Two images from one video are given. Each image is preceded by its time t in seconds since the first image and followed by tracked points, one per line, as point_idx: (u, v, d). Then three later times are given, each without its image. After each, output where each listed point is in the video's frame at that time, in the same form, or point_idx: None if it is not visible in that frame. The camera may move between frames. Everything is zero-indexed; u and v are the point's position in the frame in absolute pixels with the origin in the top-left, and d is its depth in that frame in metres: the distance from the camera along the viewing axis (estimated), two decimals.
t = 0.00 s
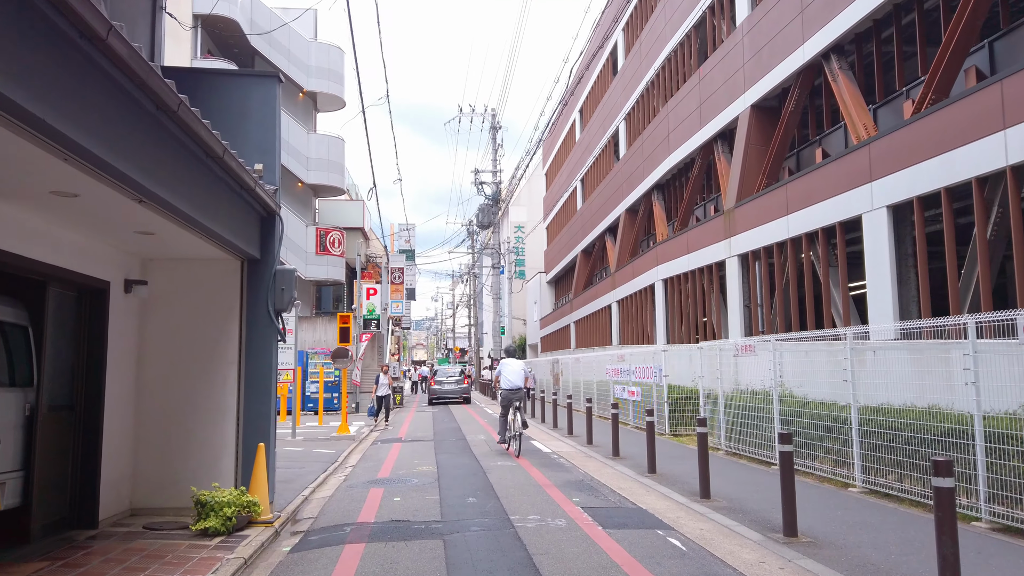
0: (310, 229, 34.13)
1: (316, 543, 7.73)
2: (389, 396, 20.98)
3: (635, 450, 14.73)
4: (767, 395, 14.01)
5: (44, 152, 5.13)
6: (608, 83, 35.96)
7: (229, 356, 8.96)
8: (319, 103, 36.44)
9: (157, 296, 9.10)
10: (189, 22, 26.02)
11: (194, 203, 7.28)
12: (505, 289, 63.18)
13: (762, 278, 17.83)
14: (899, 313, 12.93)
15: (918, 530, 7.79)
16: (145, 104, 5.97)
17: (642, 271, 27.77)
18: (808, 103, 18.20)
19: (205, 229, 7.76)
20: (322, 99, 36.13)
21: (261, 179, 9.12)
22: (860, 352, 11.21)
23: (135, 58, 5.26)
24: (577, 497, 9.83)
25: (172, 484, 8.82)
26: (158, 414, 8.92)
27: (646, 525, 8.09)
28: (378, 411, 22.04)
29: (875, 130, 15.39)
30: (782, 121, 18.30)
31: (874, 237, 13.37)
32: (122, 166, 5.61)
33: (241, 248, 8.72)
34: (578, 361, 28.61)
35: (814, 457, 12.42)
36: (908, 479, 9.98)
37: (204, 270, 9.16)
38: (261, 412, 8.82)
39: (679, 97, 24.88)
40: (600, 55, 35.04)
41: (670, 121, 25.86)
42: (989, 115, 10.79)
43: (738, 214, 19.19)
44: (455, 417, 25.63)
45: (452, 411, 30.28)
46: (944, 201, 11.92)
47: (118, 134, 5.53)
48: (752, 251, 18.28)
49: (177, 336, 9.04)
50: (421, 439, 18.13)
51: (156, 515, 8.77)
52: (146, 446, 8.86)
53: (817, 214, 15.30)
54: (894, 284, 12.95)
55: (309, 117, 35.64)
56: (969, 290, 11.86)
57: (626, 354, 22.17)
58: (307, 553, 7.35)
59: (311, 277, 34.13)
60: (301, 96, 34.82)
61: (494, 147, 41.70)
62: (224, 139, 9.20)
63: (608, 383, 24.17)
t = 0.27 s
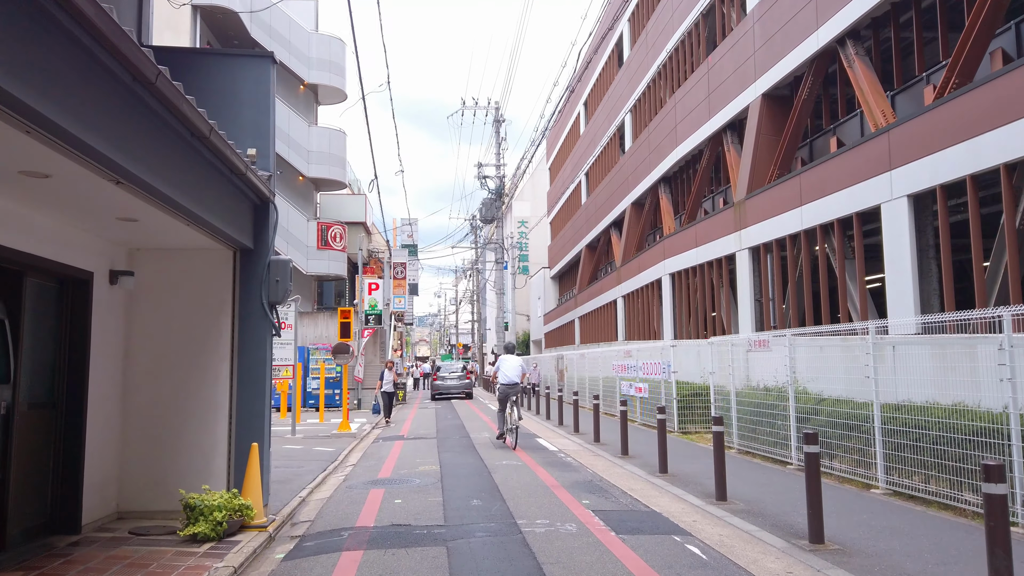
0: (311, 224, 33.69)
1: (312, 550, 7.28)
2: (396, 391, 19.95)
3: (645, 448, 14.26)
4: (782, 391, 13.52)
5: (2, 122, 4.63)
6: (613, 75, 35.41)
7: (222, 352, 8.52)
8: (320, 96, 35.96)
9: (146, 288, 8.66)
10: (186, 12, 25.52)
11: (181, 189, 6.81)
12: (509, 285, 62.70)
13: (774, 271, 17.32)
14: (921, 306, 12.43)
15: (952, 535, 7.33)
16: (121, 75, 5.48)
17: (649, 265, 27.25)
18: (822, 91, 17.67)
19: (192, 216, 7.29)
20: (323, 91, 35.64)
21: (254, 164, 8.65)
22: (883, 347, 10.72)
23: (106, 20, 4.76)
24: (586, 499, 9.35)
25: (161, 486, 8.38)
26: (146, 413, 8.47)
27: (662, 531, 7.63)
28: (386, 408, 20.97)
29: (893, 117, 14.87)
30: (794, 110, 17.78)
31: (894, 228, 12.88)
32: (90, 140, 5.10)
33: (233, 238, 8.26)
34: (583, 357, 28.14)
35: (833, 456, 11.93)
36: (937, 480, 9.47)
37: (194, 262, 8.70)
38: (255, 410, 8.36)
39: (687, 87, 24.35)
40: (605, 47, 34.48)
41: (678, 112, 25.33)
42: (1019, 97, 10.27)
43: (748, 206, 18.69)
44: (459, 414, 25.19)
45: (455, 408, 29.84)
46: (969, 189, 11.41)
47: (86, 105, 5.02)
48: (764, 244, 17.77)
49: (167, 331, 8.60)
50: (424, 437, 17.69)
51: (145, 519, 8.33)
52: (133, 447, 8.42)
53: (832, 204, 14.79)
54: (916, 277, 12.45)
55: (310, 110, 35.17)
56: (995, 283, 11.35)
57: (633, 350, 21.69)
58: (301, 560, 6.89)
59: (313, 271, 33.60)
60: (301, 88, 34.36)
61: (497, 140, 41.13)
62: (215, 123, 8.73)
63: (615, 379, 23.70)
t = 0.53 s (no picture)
0: (314, 219, 33.33)
1: (312, 559, 6.89)
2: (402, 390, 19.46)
3: (656, 449, 13.83)
4: (798, 390, 13.08)
5: None
6: (619, 68, 34.91)
7: (218, 349, 8.11)
8: (322, 90, 35.55)
9: (137, 283, 8.25)
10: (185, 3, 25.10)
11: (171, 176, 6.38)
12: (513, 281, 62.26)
13: (788, 266, 16.88)
14: (944, 303, 11.99)
15: (990, 544, 6.91)
16: (101, 48, 5.03)
17: (657, 261, 26.80)
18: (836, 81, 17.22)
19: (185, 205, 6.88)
20: (326, 85, 35.22)
21: (252, 153, 8.24)
22: (908, 346, 10.28)
23: None
24: (599, 503, 8.94)
25: (156, 490, 8.00)
26: (139, 413, 8.09)
27: (681, 539, 7.22)
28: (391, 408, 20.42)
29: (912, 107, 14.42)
30: (808, 101, 17.32)
31: (916, 222, 12.45)
32: (66, 120, 4.67)
33: (229, 229, 7.85)
34: (589, 354, 27.73)
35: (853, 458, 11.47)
36: (968, 484, 9.03)
37: (188, 255, 8.29)
38: (252, 410, 7.96)
39: (695, 79, 23.89)
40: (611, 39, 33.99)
41: (686, 104, 24.88)
42: None
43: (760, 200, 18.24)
44: (464, 412, 24.80)
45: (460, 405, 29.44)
46: (997, 180, 10.96)
47: (60, 79, 4.58)
48: (776, 239, 17.33)
49: (160, 327, 8.21)
50: (428, 436, 17.31)
51: (139, 524, 7.94)
52: (126, 449, 8.04)
53: (850, 197, 14.35)
54: (938, 272, 12.01)
55: (312, 104, 34.77)
56: None
57: (641, 347, 21.27)
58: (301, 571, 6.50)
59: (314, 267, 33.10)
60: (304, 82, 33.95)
61: (501, 134, 40.66)
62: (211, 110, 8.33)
63: (622, 377, 23.29)
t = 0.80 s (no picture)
0: (316, 216, 32.95)
1: (312, 567, 6.45)
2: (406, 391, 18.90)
3: (669, 450, 13.38)
4: (816, 390, 12.60)
5: None
6: (625, 64, 34.50)
7: (214, 344, 7.69)
8: (325, 86, 35.17)
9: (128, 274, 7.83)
10: None
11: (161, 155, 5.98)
12: (517, 281, 61.86)
13: (803, 262, 16.43)
14: (971, 298, 11.52)
15: None
16: (78, 5, 4.59)
17: (665, 258, 26.35)
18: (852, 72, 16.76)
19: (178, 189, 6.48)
20: (328, 81, 34.84)
21: (249, 137, 7.81)
22: (938, 343, 9.79)
23: None
24: (615, 507, 8.49)
25: (149, 493, 7.58)
26: (131, 412, 7.67)
27: (705, 547, 6.77)
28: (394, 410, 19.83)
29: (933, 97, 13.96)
30: (823, 92, 16.86)
31: (941, 215, 11.98)
32: (44, 85, 4.22)
33: (226, 218, 7.43)
34: (595, 353, 27.28)
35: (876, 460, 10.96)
36: (1004, 487, 8.53)
37: (183, 245, 7.87)
38: (250, 409, 7.54)
39: (705, 73, 23.46)
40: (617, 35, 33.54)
41: (695, 99, 24.44)
42: None
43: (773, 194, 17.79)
44: (469, 412, 24.36)
45: (464, 405, 29.02)
46: None
47: (33, 36, 4.12)
48: (791, 234, 16.88)
49: (153, 321, 7.80)
50: (433, 436, 16.90)
51: (130, 529, 7.52)
52: (116, 450, 7.62)
53: (870, 190, 13.90)
54: (965, 266, 11.56)
55: (315, 100, 34.41)
56: None
57: (650, 346, 20.82)
58: None
59: (317, 265, 32.68)
60: (306, 78, 33.61)
61: (506, 131, 40.22)
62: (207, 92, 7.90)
63: (630, 376, 22.87)
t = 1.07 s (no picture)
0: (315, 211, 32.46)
1: None
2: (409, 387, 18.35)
3: (675, 450, 12.96)
4: (828, 389, 12.17)
5: None
6: (628, 56, 33.99)
7: (200, 341, 7.28)
8: (324, 79, 34.70)
9: (109, 266, 7.42)
10: None
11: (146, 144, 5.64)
12: (517, 277, 61.36)
13: (813, 256, 16.00)
14: (992, 293, 11.08)
15: None
16: (81, 9, 4.59)
17: (669, 253, 25.92)
18: (864, 62, 16.30)
19: (163, 179, 6.13)
20: (327, 74, 34.35)
21: (238, 122, 7.39)
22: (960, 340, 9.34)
23: None
24: (623, 512, 8.07)
25: (131, 497, 7.18)
26: (112, 412, 7.27)
27: (721, 557, 6.36)
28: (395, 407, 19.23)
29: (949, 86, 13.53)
30: (834, 82, 16.40)
31: (961, 207, 11.56)
32: (42, 86, 4.20)
33: (211, 207, 7.01)
34: (598, 350, 26.85)
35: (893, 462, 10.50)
36: None
37: (167, 236, 7.45)
38: (238, 408, 7.12)
39: (710, 64, 22.98)
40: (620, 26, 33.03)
41: (700, 91, 23.97)
42: None
43: (782, 187, 17.34)
44: (469, 410, 23.95)
45: (465, 402, 28.59)
46: None
47: (33, 36, 4.11)
48: (799, 227, 16.45)
49: (135, 315, 7.39)
50: (433, 435, 16.50)
51: (111, 537, 7.12)
52: (97, 452, 7.22)
53: (884, 182, 13.48)
54: (985, 260, 11.12)
55: (313, 93, 33.93)
56: None
57: (654, 342, 20.40)
58: None
59: (316, 260, 32.24)
60: (305, 71, 33.19)
61: (507, 125, 39.73)
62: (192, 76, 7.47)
63: (634, 373, 22.45)
